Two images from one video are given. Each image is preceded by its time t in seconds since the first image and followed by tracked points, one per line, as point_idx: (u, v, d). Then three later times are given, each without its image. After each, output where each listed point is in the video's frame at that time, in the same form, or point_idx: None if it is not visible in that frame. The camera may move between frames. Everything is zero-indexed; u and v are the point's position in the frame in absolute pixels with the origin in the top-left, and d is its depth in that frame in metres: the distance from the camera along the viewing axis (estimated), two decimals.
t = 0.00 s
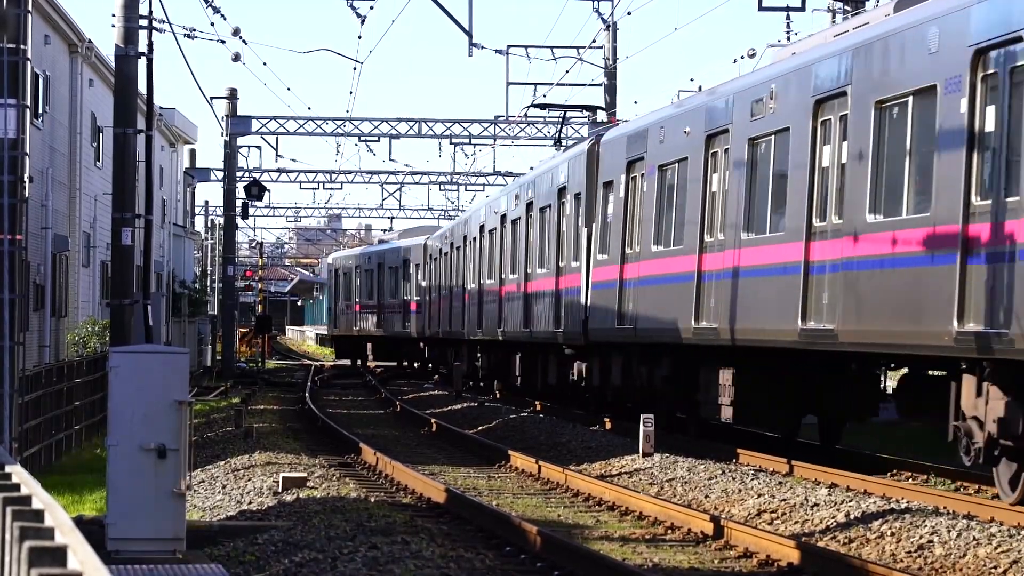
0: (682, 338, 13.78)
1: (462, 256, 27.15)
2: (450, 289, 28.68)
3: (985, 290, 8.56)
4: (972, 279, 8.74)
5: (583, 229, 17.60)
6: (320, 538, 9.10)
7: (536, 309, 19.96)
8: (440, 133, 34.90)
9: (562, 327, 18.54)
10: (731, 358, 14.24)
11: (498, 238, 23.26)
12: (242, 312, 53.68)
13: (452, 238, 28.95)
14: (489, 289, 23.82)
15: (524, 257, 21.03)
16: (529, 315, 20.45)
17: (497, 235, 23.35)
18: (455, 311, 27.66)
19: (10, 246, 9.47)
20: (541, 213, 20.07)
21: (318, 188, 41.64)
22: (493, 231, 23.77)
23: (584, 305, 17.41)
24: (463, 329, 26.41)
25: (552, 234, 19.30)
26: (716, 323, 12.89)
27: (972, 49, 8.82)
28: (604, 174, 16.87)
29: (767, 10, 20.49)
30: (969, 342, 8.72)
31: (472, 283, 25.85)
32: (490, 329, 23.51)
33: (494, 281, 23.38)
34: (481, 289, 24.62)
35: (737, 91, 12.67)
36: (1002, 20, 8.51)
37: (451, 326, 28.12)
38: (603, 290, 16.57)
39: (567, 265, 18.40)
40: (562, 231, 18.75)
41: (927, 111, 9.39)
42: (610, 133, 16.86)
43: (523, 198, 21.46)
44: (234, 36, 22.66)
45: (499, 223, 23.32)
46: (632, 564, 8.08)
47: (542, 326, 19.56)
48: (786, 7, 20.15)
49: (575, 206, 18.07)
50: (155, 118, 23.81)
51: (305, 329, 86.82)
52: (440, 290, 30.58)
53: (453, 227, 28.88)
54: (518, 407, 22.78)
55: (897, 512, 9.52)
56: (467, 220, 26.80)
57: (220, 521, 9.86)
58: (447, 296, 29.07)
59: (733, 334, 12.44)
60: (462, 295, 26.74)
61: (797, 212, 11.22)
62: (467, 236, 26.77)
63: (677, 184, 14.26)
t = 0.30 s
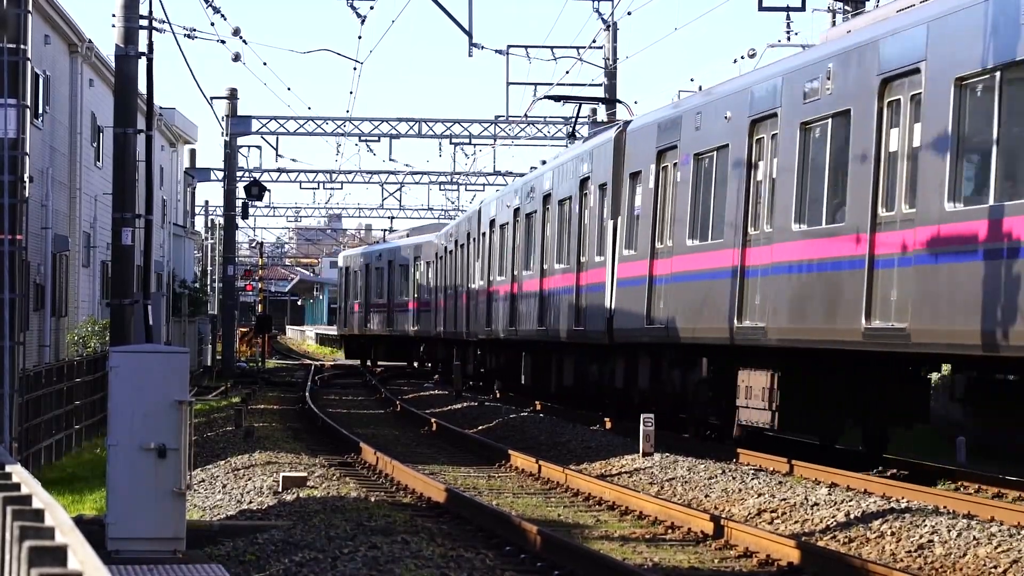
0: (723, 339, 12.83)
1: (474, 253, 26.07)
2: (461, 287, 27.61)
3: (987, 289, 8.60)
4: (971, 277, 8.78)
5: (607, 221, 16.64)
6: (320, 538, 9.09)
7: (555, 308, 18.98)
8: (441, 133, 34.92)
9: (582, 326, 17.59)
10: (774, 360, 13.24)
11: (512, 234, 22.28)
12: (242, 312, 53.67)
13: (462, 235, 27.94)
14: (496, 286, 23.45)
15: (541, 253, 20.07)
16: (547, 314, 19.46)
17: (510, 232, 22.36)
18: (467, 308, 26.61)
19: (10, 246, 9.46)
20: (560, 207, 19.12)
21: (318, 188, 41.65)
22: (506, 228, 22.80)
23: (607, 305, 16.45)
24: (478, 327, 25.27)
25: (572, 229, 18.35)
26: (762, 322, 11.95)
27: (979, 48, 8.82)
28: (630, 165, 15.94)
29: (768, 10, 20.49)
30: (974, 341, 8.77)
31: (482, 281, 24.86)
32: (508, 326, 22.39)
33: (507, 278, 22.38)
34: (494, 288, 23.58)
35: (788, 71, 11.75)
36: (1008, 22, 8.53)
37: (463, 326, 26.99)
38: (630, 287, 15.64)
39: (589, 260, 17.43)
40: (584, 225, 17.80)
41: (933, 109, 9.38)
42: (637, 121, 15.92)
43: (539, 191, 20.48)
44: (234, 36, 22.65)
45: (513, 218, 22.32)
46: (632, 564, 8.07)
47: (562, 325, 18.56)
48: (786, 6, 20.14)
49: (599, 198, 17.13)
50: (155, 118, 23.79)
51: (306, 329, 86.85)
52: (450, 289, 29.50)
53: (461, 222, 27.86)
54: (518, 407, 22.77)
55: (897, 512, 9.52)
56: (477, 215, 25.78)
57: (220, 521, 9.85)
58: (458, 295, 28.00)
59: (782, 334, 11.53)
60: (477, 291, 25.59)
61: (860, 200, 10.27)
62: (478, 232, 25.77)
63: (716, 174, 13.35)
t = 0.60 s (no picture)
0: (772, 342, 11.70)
1: (480, 247, 24.90)
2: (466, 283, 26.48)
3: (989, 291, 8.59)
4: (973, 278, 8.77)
5: (636, 213, 15.47)
6: (320, 538, 9.10)
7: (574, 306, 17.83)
8: (441, 133, 34.92)
9: (605, 325, 16.41)
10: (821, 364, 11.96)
11: (526, 229, 21.10)
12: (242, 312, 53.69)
13: (467, 229, 26.86)
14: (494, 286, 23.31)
15: (557, 248, 18.91)
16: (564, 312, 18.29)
17: (523, 226, 21.21)
18: (473, 304, 25.44)
19: (10, 246, 9.46)
20: (580, 200, 17.94)
21: (318, 187, 41.66)
22: (518, 221, 21.62)
23: (635, 307, 15.22)
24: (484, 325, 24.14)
25: (593, 222, 17.20)
26: (817, 323, 10.82)
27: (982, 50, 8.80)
28: (659, 155, 14.77)
29: (768, 10, 20.50)
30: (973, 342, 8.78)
31: (491, 275, 23.70)
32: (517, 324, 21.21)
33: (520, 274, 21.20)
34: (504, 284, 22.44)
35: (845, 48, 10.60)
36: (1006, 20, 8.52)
37: (468, 324, 25.78)
38: (659, 285, 14.49)
39: (612, 255, 16.27)
40: (608, 217, 16.63)
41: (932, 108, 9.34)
42: (667, 106, 14.74)
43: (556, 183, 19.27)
44: (234, 36, 22.65)
45: (528, 211, 21.15)
46: (632, 564, 8.07)
47: (581, 323, 17.38)
48: (786, 7, 20.14)
49: (626, 188, 15.91)
50: (155, 117, 23.79)
51: (306, 329, 86.91)
52: (452, 286, 28.38)
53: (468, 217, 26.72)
54: (518, 407, 22.78)
55: (897, 512, 9.52)
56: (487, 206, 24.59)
57: (220, 521, 9.85)
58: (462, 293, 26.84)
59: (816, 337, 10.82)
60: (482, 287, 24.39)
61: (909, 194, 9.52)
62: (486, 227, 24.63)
63: (760, 163, 12.19)
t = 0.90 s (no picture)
0: (831, 347, 10.67)
1: (493, 241, 23.81)
2: (477, 280, 25.40)
3: (988, 293, 8.61)
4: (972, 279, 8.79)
5: (669, 206, 14.40)
6: (320, 538, 9.10)
7: (597, 305, 16.77)
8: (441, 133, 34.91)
9: (633, 323, 15.35)
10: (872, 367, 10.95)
11: (543, 224, 19.98)
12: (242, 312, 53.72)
13: (476, 224, 25.84)
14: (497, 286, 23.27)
15: (578, 243, 17.84)
16: (587, 310, 17.20)
17: (540, 221, 20.12)
18: (484, 302, 24.39)
19: (10, 246, 9.45)
20: (604, 191, 16.84)
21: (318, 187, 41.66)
22: (535, 216, 20.52)
23: (669, 309, 14.13)
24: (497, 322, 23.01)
25: (619, 216, 16.13)
26: (887, 326, 9.78)
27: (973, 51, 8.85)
28: (693, 146, 13.73)
29: (768, 10, 20.49)
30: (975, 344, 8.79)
31: (505, 272, 22.65)
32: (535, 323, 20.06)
33: (538, 269, 20.09)
34: (519, 281, 21.31)
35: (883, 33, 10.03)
36: (1004, 18, 8.54)
37: (479, 323, 24.69)
38: (696, 283, 13.43)
39: (641, 251, 15.20)
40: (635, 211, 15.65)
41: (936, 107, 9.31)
42: (702, 91, 13.67)
43: (576, 175, 18.18)
44: (234, 36, 22.65)
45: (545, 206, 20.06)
46: (632, 564, 8.07)
47: (606, 323, 16.30)
48: (786, 7, 20.13)
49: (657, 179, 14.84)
50: (155, 117, 23.80)
51: (306, 328, 86.93)
52: (462, 284, 27.30)
53: (478, 210, 25.68)
54: (518, 406, 22.77)
55: (897, 512, 9.52)
56: (500, 199, 23.49)
57: (220, 521, 9.85)
58: (472, 292, 25.77)
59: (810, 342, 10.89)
60: (496, 284, 23.27)
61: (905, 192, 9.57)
62: (498, 221, 23.57)
63: (814, 151, 11.13)
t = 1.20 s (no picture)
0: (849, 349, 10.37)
1: (507, 237, 22.74)
2: (489, 278, 24.35)
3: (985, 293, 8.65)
4: (971, 279, 8.83)
5: (709, 197, 13.31)
6: (320, 538, 9.10)
7: (625, 305, 15.72)
8: (441, 133, 34.92)
9: (667, 323, 14.28)
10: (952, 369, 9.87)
11: (563, 218, 18.93)
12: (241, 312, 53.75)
13: (487, 220, 24.78)
14: (499, 287, 23.24)
15: (602, 239, 16.78)
16: (613, 311, 16.15)
17: (559, 215, 19.07)
18: (496, 302, 23.34)
19: (10, 246, 9.45)
20: (631, 182, 15.78)
21: (318, 187, 41.69)
22: (553, 210, 19.45)
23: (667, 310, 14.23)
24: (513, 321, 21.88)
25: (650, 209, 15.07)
26: (971, 329, 8.79)
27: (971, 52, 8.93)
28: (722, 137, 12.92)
29: (768, 10, 20.49)
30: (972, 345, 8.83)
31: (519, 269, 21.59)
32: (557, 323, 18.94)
33: (557, 266, 19.02)
34: (536, 278, 20.23)
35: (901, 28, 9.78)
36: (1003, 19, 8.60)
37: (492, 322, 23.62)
38: (740, 281, 12.34)
39: (676, 247, 14.14)
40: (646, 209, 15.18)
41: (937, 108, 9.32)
42: (744, 74, 12.61)
43: (599, 167, 17.12)
44: (234, 36, 22.66)
45: (565, 199, 19.01)
46: (632, 564, 8.07)
47: (636, 324, 15.23)
48: (786, 6, 20.13)
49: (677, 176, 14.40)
50: (155, 117, 23.81)
51: (306, 328, 86.95)
52: (471, 283, 26.25)
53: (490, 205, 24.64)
54: (518, 406, 22.79)
55: (897, 512, 9.53)
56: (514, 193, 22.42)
57: (220, 521, 9.86)
58: (484, 291, 24.74)
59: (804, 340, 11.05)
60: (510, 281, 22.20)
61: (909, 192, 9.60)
62: (512, 216, 22.54)
63: (881, 135, 10.10)
